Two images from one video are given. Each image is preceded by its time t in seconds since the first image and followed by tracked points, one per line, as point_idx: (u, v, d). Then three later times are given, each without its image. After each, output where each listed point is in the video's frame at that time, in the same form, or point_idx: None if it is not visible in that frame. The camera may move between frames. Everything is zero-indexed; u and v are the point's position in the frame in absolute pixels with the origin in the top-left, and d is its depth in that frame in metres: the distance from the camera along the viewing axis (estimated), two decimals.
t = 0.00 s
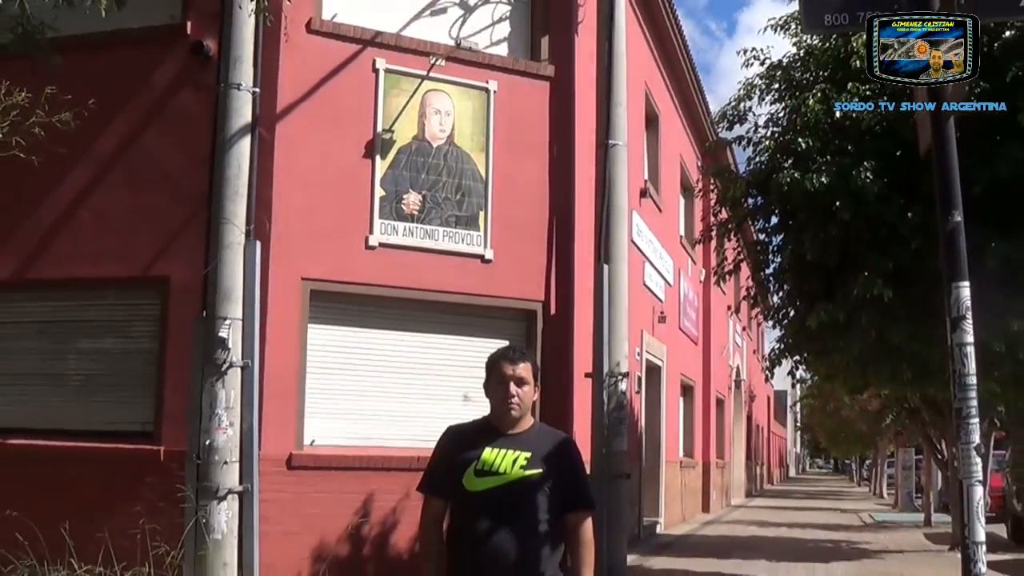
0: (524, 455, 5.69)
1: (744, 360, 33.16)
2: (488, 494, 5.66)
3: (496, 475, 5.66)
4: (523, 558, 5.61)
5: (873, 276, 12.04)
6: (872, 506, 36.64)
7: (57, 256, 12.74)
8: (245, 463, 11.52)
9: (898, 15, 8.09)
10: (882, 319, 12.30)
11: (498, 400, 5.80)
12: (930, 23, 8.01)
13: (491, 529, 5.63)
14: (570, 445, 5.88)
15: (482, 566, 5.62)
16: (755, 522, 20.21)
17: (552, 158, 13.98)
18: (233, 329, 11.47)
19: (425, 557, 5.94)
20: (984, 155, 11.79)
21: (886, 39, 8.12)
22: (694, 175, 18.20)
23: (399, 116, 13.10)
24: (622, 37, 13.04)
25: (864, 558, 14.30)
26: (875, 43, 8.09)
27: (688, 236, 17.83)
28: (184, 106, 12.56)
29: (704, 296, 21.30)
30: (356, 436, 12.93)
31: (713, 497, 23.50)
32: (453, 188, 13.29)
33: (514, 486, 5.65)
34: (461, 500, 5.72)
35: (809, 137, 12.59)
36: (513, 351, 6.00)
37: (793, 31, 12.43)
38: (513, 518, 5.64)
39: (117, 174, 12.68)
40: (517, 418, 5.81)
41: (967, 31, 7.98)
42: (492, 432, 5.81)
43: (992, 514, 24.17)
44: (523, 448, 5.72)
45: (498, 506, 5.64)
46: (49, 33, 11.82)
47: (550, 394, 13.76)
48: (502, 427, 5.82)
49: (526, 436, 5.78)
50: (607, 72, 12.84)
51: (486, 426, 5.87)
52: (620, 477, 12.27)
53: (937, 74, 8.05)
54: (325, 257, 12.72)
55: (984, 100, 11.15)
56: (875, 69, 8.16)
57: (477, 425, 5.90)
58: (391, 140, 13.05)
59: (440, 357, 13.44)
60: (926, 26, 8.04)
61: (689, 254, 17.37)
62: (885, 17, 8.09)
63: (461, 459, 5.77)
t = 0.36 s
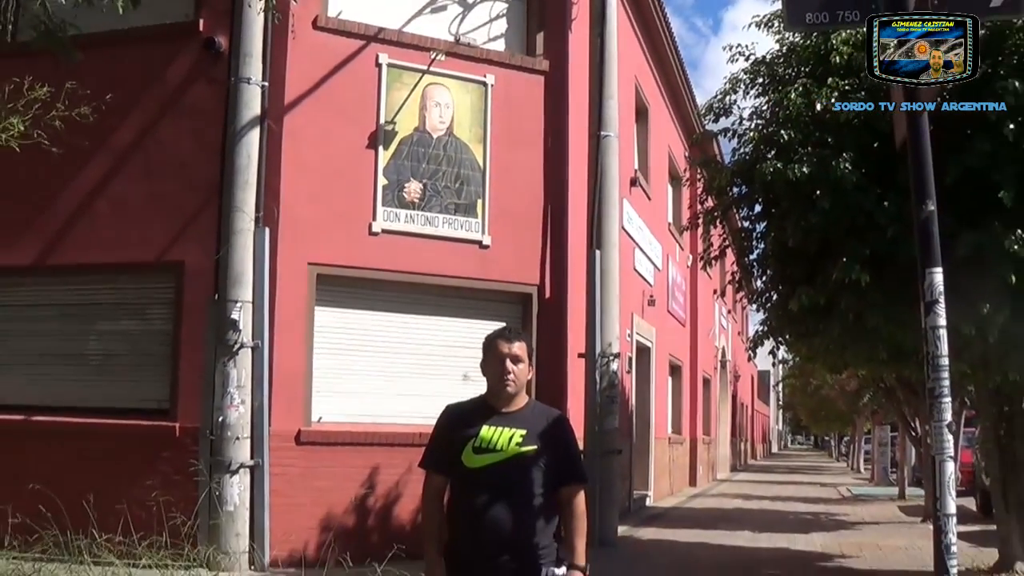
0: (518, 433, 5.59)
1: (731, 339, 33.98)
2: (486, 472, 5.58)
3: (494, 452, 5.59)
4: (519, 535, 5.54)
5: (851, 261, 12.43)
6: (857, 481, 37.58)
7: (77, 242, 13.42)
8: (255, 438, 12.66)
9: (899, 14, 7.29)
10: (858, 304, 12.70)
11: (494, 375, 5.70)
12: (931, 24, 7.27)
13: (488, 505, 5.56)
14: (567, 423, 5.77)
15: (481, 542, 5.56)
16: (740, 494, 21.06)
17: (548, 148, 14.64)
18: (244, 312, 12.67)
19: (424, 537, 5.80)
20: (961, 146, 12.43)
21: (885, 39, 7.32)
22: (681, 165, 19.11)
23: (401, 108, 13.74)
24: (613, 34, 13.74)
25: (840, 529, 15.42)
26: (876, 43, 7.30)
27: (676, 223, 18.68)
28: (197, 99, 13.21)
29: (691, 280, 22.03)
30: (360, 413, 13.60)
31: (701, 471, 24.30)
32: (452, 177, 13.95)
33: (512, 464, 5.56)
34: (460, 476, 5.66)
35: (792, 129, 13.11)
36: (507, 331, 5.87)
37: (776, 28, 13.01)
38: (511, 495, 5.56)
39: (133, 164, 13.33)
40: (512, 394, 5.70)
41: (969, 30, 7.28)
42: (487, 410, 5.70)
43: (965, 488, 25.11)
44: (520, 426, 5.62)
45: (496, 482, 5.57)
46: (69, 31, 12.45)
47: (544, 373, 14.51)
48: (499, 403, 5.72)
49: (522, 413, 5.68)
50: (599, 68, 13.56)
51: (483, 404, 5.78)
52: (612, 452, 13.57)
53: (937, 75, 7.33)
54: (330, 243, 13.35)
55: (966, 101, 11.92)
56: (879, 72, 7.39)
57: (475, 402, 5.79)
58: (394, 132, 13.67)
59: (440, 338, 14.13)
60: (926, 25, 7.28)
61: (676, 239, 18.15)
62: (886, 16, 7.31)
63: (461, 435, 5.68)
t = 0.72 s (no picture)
0: (514, 402, 6.59)
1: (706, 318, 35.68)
2: (485, 436, 6.58)
3: (491, 419, 6.58)
4: (513, 491, 6.56)
5: (816, 248, 13.34)
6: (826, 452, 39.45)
7: (120, 230, 14.97)
8: (277, 406, 14.03)
9: (897, 15, 8.77)
10: (821, 286, 13.63)
11: (491, 351, 6.68)
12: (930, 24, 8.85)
13: (486, 466, 6.57)
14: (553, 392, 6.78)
15: (480, 496, 6.59)
16: (716, 460, 22.70)
17: (542, 145, 16.14)
18: (267, 293, 13.99)
19: (427, 493, 6.73)
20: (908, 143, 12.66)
21: (884, 38, 8.74)
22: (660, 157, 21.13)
23: (410, 108, 15.19)
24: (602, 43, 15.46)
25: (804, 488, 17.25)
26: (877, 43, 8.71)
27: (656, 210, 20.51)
28: (226, 101, 14.66)
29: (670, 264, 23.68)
30: (372, 383, 15.06)
31: (679, 441, 25.95)
32: (455, 171, 15.40)
33: (506, 430, 6.56)
34: (461, 439, 6.65)
35: (762, 129, 14.09)
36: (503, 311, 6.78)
37: (748, 39, 14.47)
38: (505, 457, 6.56)
39: (169, 159, 14.80)
40: (507, 367, 6.69)
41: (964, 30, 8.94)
42: (487, 382, 6.70)
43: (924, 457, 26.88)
44: (513, 396, 6.61)
45: (492, 445, 6.58)
46: (114, 39, 13.87)
47: (540, 346, 16.07)
48: (495, 374, 6.72)
49: (515, 383, 6.67)
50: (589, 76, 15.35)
51: (481, 375, 6.77)
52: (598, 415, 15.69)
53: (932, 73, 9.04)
54: (345, 231, 14.75)
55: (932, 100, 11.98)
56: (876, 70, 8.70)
57: (474, 373, 6.78)
58: (403, 130, 15.12)
59: (444, 315, 15.60)
60: (926, 26, 8.84)
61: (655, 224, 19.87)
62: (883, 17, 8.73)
63: (463, 405, 6.66)
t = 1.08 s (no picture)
0: (511, 382, 6.64)
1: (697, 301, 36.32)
2: (483, 416, 6.62)
3: (490, 399, 6.62)
4: (512, 470, 6.60)
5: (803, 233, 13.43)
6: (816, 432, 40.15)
7: (131, 216, 15.51)
8: (282, 385, 14.44)
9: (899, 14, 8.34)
10: (808, 269, 13.65)
11: (489, 333, 6.73)
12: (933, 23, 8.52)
13: (484, 444, 6.60)
14: (548, 373, 6.80)
15: (479, 474, 6.62)
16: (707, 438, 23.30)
17: (539, 133, 16.67)
18: (273, 275, 14.37)
19: (427, 469, 6.80)
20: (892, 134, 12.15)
21: (886, 38, 8.36)
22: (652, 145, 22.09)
23: (411, 98, 15.67)
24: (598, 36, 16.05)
25: (791, 466, 17.85)
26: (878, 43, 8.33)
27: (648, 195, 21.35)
28: (233, 91, 15.18)
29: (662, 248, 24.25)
30: (374, 363, 15.57)
31: (671, 420, 26.60)
32: (455, 157, 15.89)
33: (502, 409, 6.61)
34: (459, 419, 6.69)
35: (750, 119, 14.23)
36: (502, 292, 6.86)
37: (738, 32, 14.95)
38: (504, 436, 6.60)
39: (178, 147, 15.34)
40: (505, 347, 6.76)
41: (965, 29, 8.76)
42: (485, 362, 6.75)
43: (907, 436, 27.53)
44: (509, 375, 6.67)
45: (490, 424, 6.61)
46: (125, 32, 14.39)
47: (537, 329, 16.66)
48: (492, 355, 6.78)
49: (512, 364, 6.73)
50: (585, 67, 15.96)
51: (480, 355, 6.82)
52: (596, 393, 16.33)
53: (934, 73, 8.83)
54: (349, 216, 15.25)
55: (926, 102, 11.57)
56: (875, 70, 8.31)
57: (472, 353, 6.83)
58: (404, 119, 15.60)
59: (443, 298, 16.10)
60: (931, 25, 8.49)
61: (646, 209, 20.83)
62: (884, 16, 8.32)
63: (462, 384, 6.72)
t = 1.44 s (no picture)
0: (509, 362, 6.57)
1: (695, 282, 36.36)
2: (481, 395, 6.54)
3: (488, 377, 6.55)
4: (511, 449, 6.54)
5: (801, 214, 13.34)
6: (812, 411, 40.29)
7: (129, 197, 15.48)
8: (280, 365, 14.45)
9: (899, 14, 8.21)
10: (806, 249, 13.59)
11: (487, 314, 6.65)
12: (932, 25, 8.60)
13: (483, 423, 6.53)
14: (546, 354, 6.73)
15: (477, 454, 6.55)
16: (705, 418, 23.36)
17: (537, 113, 16.65)
18: (272, 255, 14.35)
19: (423, 448, 6.74)
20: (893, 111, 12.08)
21: (884, 38, 8.32)
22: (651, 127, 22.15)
23: (409, 77, 15.59)
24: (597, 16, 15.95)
25: (789, 446, 17.88)
26: (877, 44, 8.28)
27: (647, 178, 21.43)
28: (230, 70, 15.12)
29: (660, 229, 24.25)
30: (370, 343, 15.57)
31: (669, 400, 26.65)
32: (453, 137, 15.84)
33: (499, 389, 6.54)
34: (458, 399, 6.61)
35: (750, 99, 14.16)
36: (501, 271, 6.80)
37: (737, 12, 14.88)
38: (503, 415, 6.54)
39: (176, 127, 15.30)
40: (502, 327, 6.69)
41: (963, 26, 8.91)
42: (483, 341, 6.68)
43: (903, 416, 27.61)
44: (508, 355, 6.59)
45: (489, 404, 6.54)
46: (122, 12, 14.32)
47: (535, 307, 16.70)
48: (490, 335, 6.70)
49: (510, 344, 6.66)
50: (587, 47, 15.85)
51: (477, 334, 6.74)
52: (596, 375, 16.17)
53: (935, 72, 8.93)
54: (347, 195, 15.21)
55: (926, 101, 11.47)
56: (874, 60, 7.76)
57: (468, 334, 6.75)
58: (401, 98, 15.53)
59: (441, 277, 16.08)
60: (929, 26, 8.61)
61: (644, 188, 20.94)
62: (884, 17, 8.13)
63: (460, 364, 6.64)
